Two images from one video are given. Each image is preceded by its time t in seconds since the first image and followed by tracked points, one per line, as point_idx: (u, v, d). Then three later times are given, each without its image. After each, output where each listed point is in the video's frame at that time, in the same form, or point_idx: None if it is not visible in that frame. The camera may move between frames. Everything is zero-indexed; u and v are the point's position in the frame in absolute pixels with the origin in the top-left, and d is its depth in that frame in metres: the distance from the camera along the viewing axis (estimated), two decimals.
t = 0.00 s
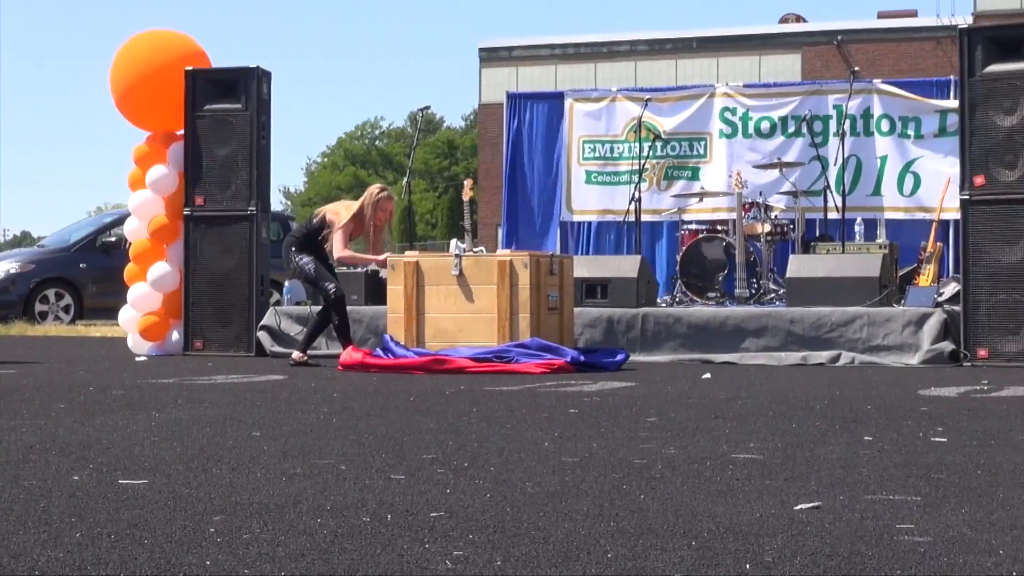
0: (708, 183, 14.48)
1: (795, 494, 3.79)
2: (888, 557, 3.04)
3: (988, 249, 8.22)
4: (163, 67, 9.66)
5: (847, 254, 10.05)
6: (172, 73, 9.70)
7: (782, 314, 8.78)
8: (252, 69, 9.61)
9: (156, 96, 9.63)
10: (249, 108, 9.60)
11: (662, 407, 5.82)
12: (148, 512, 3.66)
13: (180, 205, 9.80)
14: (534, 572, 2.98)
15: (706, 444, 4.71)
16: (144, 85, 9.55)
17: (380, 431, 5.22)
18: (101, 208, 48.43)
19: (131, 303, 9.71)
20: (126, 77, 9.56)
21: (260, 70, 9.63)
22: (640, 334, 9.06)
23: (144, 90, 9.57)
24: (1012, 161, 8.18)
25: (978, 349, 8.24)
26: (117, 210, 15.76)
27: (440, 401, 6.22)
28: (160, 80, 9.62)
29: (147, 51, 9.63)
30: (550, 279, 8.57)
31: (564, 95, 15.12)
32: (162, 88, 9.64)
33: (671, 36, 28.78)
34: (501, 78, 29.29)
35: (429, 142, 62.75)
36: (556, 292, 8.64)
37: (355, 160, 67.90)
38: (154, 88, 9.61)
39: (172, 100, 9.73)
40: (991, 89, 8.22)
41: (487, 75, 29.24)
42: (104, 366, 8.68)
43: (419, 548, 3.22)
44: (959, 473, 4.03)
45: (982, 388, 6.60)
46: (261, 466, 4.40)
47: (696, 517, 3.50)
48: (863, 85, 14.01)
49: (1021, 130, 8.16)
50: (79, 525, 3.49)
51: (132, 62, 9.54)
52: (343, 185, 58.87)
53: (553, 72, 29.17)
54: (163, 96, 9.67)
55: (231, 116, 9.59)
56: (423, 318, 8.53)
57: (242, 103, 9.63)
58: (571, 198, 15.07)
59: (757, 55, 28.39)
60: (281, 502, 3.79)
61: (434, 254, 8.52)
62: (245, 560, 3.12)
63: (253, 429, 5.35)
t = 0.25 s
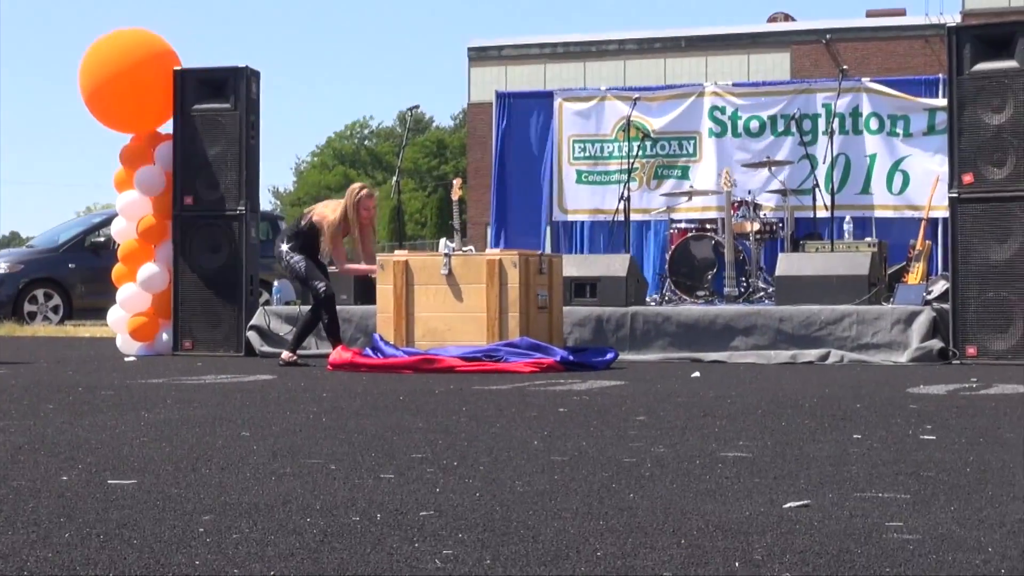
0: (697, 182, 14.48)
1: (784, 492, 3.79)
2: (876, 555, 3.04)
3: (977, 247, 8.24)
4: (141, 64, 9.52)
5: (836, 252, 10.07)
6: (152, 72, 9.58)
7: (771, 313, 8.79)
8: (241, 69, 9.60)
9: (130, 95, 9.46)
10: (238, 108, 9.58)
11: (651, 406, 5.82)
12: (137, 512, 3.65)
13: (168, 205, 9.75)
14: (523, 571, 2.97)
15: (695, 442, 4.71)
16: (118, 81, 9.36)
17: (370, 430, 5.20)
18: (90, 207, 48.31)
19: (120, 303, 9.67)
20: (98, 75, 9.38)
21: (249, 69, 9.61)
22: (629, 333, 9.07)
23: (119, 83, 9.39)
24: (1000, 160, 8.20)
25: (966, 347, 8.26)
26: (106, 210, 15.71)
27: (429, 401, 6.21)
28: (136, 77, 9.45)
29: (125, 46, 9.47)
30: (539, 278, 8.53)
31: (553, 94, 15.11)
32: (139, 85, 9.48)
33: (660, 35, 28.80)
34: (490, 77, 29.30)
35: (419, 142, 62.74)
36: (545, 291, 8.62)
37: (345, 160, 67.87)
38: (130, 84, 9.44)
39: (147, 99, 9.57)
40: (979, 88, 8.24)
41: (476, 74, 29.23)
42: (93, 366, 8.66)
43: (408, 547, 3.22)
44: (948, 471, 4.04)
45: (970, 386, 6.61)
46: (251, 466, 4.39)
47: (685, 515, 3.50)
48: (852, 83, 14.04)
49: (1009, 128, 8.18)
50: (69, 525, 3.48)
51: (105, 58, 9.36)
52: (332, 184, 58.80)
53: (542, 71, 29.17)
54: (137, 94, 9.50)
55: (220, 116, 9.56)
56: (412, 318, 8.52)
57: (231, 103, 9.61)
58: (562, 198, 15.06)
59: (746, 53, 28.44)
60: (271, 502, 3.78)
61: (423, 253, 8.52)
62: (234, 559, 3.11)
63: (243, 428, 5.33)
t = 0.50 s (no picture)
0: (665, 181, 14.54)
1: (753, 490, 3.80)
2: (845, 553, 3.05)
3: (943, 246, 8.30)
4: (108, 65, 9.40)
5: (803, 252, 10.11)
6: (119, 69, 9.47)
7: (739, 312, 8.81)
8: (207, 68, 9.52)
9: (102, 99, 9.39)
10: (205, 108, 9.52)
11: (620, 405, 5.83)
12: (104, 514, 3.61)
13: (134, 204, 9.67)
14: (492, 571, 2.96)
15: (664, 441, 4.71)
16: (91, 87, 9.26)
17: (338, 431, 5.18)
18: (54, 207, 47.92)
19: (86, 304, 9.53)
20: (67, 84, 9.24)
21: (215, 69, 9.52)
22: (597, 333, 9.07)
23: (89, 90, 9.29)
24: (966, 159, 8.27)
25: (932, 346, 8.32)
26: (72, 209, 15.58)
27: (398, 401, 6.19)
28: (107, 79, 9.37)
29: (90, 50, 9.32)
30: (507, 278, 8.56)
31: (521, 93, 15.09)
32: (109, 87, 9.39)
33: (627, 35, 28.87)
34: (458, 77, 29.28)
35: (387, 141, 62.63)
36: (513, 291, 8.63)
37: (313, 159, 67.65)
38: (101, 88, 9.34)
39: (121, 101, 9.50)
40: (945, 88, 8.30)
41: (444, 73, 29.19)
42: (59, 367, 8.58)
43: (377, 547, 3.20)
44: (915, 469, 4.06)
45: (936, 385, 6.66)
46: (219, 467, 4.36)
47: (655, 514, 3.50)
48: (818, 83, 14.11)
49: (974, 127, 8.24)
50: (35, 526, 3.44)
51: (73, 66, 9.23)
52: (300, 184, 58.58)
53: (510, 71, 29.17)
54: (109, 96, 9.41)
55: (186, 116, 9.50)
56: (380, 318, 8.50)
57: (198, 102, 9.55)
58: (529, 197, 15.07)
59: (713, 53, 28.59)
60: (239, 502, 3.75)
61: (390, 252, 8.48)
62: (202, 560, 3.08)
63: (211, 429, 5.29)
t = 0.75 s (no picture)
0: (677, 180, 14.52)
1: (764, 489, 3.80)
2: (856, 552, 3.04)
3: (955, 245, 8.28)
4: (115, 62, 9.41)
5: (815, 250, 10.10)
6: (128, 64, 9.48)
7: (750, 311, 8.81)
8: (218, 67, 9.51)
9: (114, 99, 9.42)
10: (216, 106, 9.52)
11: (631, 403, 5.83)
12: (115, 511, 3.62)
13: (146, 202, 9.69)
14: (503, 569, 2.96)
15: (675, 440, 4.71)
16: (100, 92, 9.32)
17: (349, 429, 5.19)
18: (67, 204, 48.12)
19: (98, 301, 9.56)
20: (76, 89, 9.27)
21: (226, 67, 9.52)
22: (608, 332, 9.07)
23: (100, 93, 9.32)
24: (978, 158, 8.25)
25: (944, 345, 8.30)
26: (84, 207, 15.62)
27: (408, 399, 6.20)
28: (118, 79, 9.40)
29: (94, 52, 9.34)
30: (518, 277, 8.57)
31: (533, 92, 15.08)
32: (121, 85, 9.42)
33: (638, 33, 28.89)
34: (469, 75, 29.32)
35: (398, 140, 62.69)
36: (524, 289, 8.64)
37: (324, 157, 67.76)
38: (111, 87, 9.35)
39: (133, 98, 9.53)
40: (957, 86, 8.28)
41: (456, 72, 29.23)
42: (71, 365, 8.60)
43: (388, 545, 3.20)
44: (927, 468, 4.05)
45: (948, 384, 6.64)
46: (230, 464, 4.37)
47: (665, 513, 3.50)
48: (830, 82, 14.04)
49: (986, 126, 8.22)
50: (46, 523, 3.45)
51: (79, 71, 9.26)
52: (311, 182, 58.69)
53: (521, 69, 29.18)
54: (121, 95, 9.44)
55: (198, 114, 9.51)
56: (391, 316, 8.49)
57: (210, 101, 9.55)
58: (540, 196, 15.04)
59: (724, 52, 28.59)
60: (250, 500, 3.76)
61: (401, 250, 8.47)
62: (213, 558, 3.09)
63: (222, 427, 5.31)
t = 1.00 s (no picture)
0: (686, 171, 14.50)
1: (772, 480, 3.80)
2: (864, 543, 3.05)
3: (963, 236, 8.26)
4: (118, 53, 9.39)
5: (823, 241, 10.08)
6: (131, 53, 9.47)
7: (759, 301, 8.80)
8: (227, 57, 9.55)
9: (121, 93, 9.46)
10: (226, 96, 9.55)
11: (639, 394, 5.83)
12: (124, 501, 3.63)
13: (155, 193, 9.69)
14: (512, 560, 2.97)
15: (683, 430, 4.72)
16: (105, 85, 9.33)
17: (358, 418, 5.20)
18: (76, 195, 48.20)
19: (106, 291, 9.60)
20: (79, 84, 9.31)
21: (236, 58, 9.57)
22: (616, 322, 9.07)
23: (105, 88, 9.35)
24: (987, 148, 8.22)
25: (953, 335, 8.29)
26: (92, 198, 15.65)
27: (416, 389, 6.21)
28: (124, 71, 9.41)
29: (94, 47, 9.31)
30: (527, 267, 8.58)
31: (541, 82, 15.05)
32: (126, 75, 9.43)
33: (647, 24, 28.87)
34: (477, 66, 29.29)
35: (406, 130, 62.67)
36: (533, 280, 8.65)
37: (332, 148, 67.77)
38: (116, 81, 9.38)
39: (139, 88, 9.57)
40: (966, 77, 8.25)
41: (464, 62, 29.22)
42: (79, 355, 8.63)
43: (396, 535, 3.21)
44: (935, 459, 4.05)
45: (956, 374, 6.64)
46: (238, 455, 4.38)
47: (673, 503, 3.50)
48: (839, 72, 14.06)
49: (995, 116, 8.19)
50: (56, 513, 3.47)
51: (82, 68, 9.27)
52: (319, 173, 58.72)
53: (530, 60, 29.15)
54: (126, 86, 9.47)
55: (208, 104, 9.53)
56: (399, 306, 8.48)
57: (219, 91, 9.58)
58: (550, 186, 15.05)
59: (733, 43, 28.55)
60: (259, 490, 3.78)
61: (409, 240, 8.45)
62: (222, 548, 3.11)
63: (231, 417, 5.32)
